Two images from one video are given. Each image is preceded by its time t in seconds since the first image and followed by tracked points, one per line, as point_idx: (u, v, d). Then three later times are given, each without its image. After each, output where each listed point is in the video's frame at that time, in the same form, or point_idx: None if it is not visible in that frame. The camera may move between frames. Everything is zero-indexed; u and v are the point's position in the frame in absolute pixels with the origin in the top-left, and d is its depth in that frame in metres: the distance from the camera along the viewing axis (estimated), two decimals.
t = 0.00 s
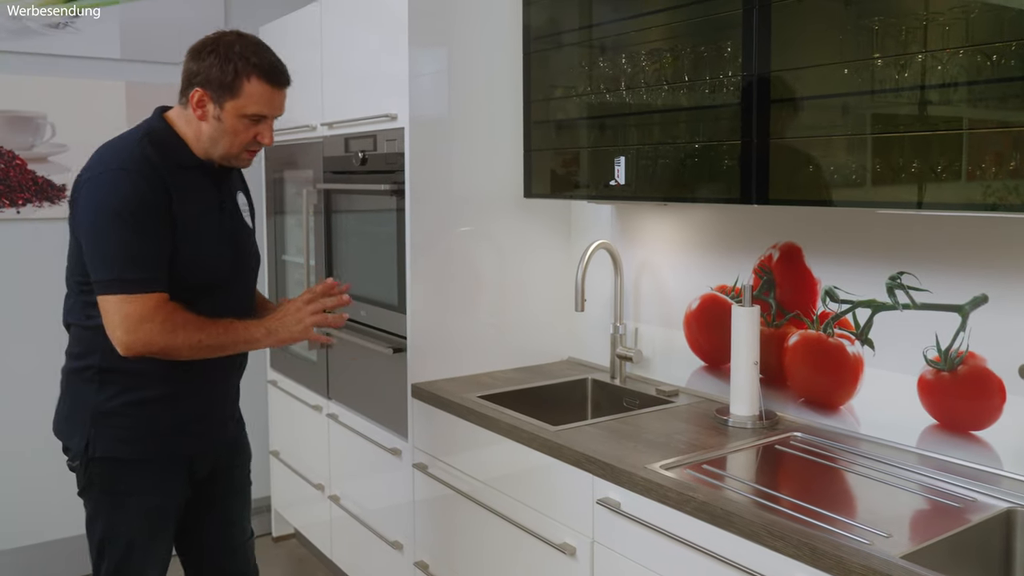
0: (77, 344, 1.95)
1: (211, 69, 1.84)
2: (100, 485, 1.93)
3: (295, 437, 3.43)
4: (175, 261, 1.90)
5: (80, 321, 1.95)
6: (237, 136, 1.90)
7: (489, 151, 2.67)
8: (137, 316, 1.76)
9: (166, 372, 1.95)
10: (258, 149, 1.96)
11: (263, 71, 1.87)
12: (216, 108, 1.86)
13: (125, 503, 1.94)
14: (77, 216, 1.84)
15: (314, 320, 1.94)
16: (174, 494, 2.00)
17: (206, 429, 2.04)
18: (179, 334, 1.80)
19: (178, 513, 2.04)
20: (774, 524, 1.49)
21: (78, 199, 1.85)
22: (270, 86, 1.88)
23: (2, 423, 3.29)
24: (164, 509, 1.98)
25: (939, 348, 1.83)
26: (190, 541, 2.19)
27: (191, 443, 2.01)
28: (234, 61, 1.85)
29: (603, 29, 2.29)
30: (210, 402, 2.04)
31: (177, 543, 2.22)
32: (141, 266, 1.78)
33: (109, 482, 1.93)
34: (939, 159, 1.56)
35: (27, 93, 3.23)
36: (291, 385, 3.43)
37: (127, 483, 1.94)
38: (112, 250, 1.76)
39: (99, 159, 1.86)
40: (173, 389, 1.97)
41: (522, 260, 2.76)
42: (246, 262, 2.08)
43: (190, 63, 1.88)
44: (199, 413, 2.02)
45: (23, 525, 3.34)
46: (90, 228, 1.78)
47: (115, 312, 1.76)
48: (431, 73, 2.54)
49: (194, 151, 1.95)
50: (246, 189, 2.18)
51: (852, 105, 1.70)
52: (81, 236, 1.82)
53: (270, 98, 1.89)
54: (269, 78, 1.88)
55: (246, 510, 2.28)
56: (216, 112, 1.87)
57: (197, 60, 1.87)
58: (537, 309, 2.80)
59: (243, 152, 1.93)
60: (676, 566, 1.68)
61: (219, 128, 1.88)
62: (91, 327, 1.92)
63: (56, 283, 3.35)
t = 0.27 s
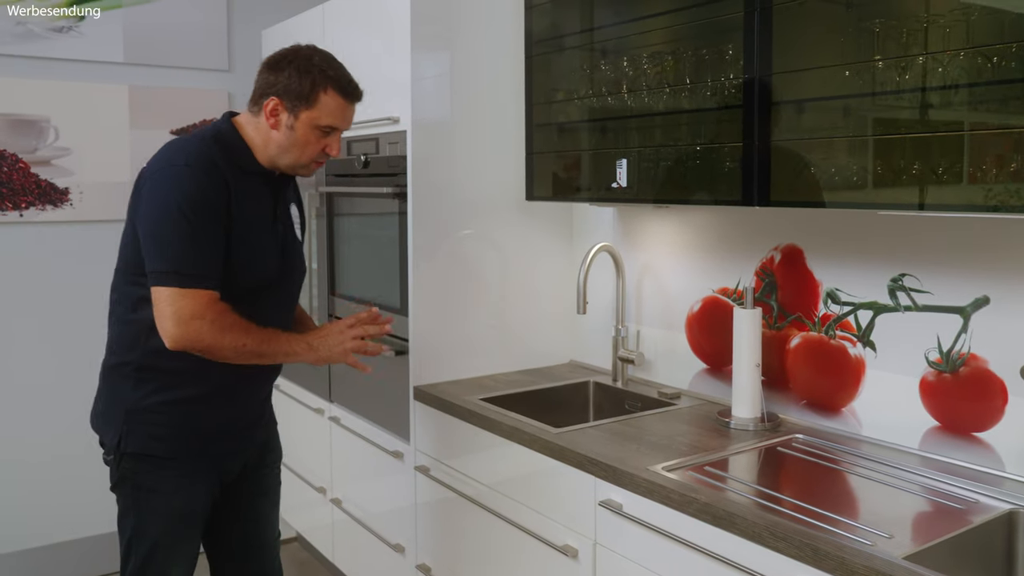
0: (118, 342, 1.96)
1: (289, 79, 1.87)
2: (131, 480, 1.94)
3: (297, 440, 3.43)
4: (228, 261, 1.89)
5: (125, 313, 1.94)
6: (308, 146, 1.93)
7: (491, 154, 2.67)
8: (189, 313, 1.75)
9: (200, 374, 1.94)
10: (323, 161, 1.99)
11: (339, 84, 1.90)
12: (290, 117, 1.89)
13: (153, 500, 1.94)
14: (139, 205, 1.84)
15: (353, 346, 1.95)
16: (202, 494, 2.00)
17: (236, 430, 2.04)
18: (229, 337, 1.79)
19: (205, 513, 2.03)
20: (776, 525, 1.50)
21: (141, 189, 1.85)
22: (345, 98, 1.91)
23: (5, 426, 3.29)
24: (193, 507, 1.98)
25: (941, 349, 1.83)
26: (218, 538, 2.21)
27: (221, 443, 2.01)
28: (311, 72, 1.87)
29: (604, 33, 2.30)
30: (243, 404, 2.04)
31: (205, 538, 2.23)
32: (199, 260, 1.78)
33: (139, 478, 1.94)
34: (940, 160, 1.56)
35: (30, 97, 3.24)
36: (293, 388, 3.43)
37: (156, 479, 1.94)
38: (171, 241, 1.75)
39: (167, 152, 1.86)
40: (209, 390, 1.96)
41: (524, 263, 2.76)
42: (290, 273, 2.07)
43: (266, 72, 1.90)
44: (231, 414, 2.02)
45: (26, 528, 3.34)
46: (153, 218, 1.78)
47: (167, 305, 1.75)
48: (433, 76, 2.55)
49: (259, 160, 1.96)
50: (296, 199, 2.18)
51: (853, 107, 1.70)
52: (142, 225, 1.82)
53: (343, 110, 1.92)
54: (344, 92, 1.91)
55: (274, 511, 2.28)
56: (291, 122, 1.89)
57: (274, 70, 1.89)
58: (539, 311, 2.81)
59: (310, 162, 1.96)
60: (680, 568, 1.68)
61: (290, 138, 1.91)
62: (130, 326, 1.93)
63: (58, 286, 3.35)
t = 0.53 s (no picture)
0: (154, 341, 1.93)
1: (373, 114, 1.85)
2: (157, 476, 1.92)
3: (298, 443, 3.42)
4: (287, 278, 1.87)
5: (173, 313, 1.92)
6: (379, 180, 1.91)
7: (493, 156, 2.68)
8: (260, 325, 1.74)
9: (236, 379, 1.94)
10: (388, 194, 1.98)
11: (420, 125, 1.89)
12: (368, 150, 1.87)
13: (177, 498, 1.94)
14: (212, 209, 1.82)
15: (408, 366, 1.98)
16: (223, 495, 2.00)
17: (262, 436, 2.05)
18: (298, 349, 1.79)
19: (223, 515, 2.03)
20: (780, 526, 1.49)
21: (214, 193, 1.83)
22: (421, 139, 1.91)
23: (7, 430, 3.29)
24: (214, 506, 1.99)
25: (944, 350, 1.83)
26: (235, 539, 2.23)
27: (246, 447, 2.02)
28: (396, 110, 1.86)
29: (606, 35, 2.30)
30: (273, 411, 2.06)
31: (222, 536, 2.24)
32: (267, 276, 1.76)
33: (165, 474, 1.93)
34: (942, 161, 1.56)
35: (32, 100, 3.24)
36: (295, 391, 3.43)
37: (182, 477, 1.94)
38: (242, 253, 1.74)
39: (242, 159, 1.84)
40: (245, 395, 1.96)
41: (526, 265, 2.76)
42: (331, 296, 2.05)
43: (350, 103, 1.89)
44: (260, 419, 2.03)
45: (26, 531, 3.34)
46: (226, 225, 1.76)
47: (238, 316, 1.74)
48: (436, 78, 2.55)
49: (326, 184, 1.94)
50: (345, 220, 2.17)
51: (856, 109, 1.70)
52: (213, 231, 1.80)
53: (418, 150, 1.91)
54: (423, 133, 1.90)
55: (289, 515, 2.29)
56: (367, 155, 1.88)
57: (359, 102, 1.88)
58: (541, 313, 2.80)
59: (376, 195, 1.94)
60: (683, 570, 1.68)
61: (365, 170, 1.89)
62: (171, 325, 1.91)
63: (60, 288, 3.35)
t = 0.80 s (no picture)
0: (184, 331, 1.88)
1: (443, 147, 1.81)
2: (169, 464, 1.88)
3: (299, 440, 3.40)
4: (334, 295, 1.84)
5: (210, 306, 1.87)
6: (437, 214, 1.86)
7: (496, 150, 2.65)
8: (340, 355, 1.71)
9: (264, 379, 1.91)
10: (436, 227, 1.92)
11: (484, 164, 1.86)
12: (432, 182, 1.82)
13: (189, 488, 1.90)
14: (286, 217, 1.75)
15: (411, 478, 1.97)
16: (236, 489, 1.96)
17: (281, 436, 2.02)
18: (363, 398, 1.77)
19: (230, 509, 2.00)
20: (791, 520, 1.47)
21: (290, 204, 1.74)
22: (483, 176, 1.87)
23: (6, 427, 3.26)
24: (224, 500, 1.95)
25: (955, 343, 1.80)
26: (242, 529, 2.20)
27: (265, 446, 1.98)
28: (463, 146, 1.83)
29: (611, 26, 2.28)
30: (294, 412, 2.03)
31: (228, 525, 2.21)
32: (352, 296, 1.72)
33: (178, 463, 1.89)
34: (954, 150, 1.54)
35: (31, 95, 3.22)
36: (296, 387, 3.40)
37: (195, 468, 1.90)
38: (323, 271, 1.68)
39: (321, 165, 1.77)
40: (270, 397, 1.93)
41: (529, 260, 2.74)
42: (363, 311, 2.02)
43: (413, 135, 1.83)
44: (280, 419, 2.00)
45: (26, 529, 3.31)
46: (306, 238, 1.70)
47: (315, 340, 1.69)
48: (438, 71, 2.52)
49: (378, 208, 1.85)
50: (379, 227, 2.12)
51: (865, 99, 1.68)
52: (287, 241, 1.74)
53: (479, 186, 1.88)
54: (486, 172, 1.87)
55: (296, 515, 2.26)
56: (430, 186, 1.82)
57: (424, 134, 1.83)
58: (544, 308, 2.78)
59: (429, 228, 1.89)
60: (691, 565, 1.65)
61: (426, 201, 1.83)
62: (202, 319, 1.87)
63: (59, 284, 3.33)
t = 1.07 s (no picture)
0: (202, 330, 1.82)
1: (487, 202, 1.76)
2: (166, 459, 1.85)
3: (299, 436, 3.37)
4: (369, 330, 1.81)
5: (234, 313, 1.81)
6: (471, 267, 1.82)
7: (497, 143, 2.63)
8: (411, 402, 1.71)
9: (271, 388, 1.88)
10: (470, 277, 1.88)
11: (528, 225, 1.81)
12: (471, 236, 1.77)
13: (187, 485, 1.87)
14: (349, 253, 1.70)
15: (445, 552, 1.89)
16: (229, 492, 1.94)
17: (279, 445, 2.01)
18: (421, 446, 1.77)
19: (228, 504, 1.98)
20: (798, 513, 1.44)
21: (350, 232, 1.70)
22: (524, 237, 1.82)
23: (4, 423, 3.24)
24: (221, 498, 1.92)
25: (964, 335, 1.78)
26: (242, 518, 2.18)
27: (264, 450, 1.97)
28: (509, 205, 1.77)
29: (613, 16, 2.25)
30: (291, 422, 2.03)
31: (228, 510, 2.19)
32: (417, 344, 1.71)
33: (175, 459, 1.86)
34: (963, 137, 1.51)
35: (29, 89, 3.20)
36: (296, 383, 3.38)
37: (193, 466, 1.87)
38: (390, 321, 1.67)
39: (385, 203, 1.72)
40: (274, 410, 1.93)
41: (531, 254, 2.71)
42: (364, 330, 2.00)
43: (463, 182, 1.79)
44: (280, 424, 1.98)
45: (25, 526, 3.29)
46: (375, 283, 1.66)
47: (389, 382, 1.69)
48: (439, 61, 2.49)
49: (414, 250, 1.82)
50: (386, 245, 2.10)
51: (872, 87, 1.65)
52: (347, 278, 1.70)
53: (519, 246, 1.82)
54: (529, 234, 1.82)
55: (302, 516, 2.24)
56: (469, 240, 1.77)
57: (473, 184, 1.78)
58: (546, 303, 2.75)
59: (460, 277, 1.84)
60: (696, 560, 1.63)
61: (462, 253, 1.79)
62: (220, 319, 1.82)
63: (57, 279, 3.30)
